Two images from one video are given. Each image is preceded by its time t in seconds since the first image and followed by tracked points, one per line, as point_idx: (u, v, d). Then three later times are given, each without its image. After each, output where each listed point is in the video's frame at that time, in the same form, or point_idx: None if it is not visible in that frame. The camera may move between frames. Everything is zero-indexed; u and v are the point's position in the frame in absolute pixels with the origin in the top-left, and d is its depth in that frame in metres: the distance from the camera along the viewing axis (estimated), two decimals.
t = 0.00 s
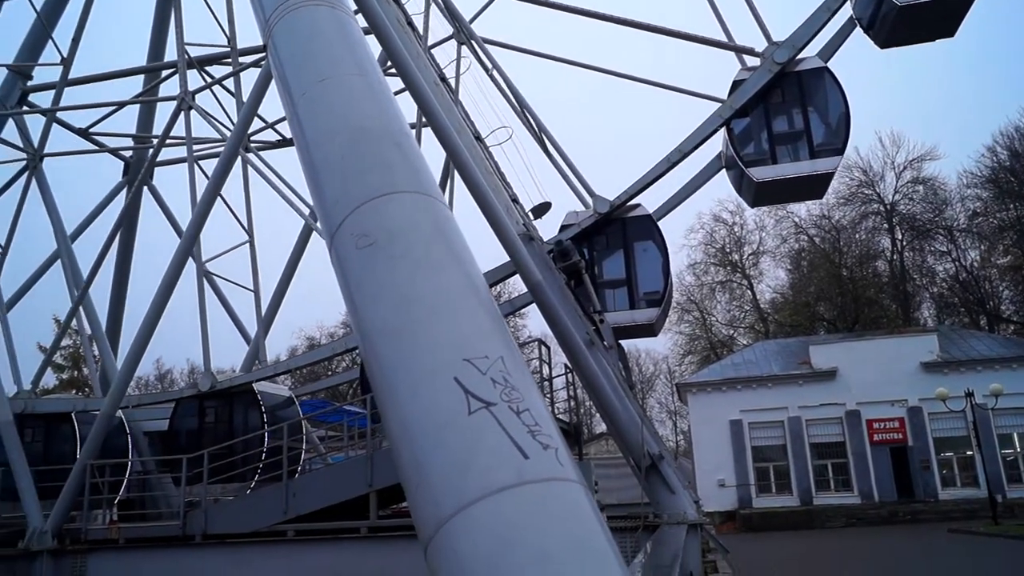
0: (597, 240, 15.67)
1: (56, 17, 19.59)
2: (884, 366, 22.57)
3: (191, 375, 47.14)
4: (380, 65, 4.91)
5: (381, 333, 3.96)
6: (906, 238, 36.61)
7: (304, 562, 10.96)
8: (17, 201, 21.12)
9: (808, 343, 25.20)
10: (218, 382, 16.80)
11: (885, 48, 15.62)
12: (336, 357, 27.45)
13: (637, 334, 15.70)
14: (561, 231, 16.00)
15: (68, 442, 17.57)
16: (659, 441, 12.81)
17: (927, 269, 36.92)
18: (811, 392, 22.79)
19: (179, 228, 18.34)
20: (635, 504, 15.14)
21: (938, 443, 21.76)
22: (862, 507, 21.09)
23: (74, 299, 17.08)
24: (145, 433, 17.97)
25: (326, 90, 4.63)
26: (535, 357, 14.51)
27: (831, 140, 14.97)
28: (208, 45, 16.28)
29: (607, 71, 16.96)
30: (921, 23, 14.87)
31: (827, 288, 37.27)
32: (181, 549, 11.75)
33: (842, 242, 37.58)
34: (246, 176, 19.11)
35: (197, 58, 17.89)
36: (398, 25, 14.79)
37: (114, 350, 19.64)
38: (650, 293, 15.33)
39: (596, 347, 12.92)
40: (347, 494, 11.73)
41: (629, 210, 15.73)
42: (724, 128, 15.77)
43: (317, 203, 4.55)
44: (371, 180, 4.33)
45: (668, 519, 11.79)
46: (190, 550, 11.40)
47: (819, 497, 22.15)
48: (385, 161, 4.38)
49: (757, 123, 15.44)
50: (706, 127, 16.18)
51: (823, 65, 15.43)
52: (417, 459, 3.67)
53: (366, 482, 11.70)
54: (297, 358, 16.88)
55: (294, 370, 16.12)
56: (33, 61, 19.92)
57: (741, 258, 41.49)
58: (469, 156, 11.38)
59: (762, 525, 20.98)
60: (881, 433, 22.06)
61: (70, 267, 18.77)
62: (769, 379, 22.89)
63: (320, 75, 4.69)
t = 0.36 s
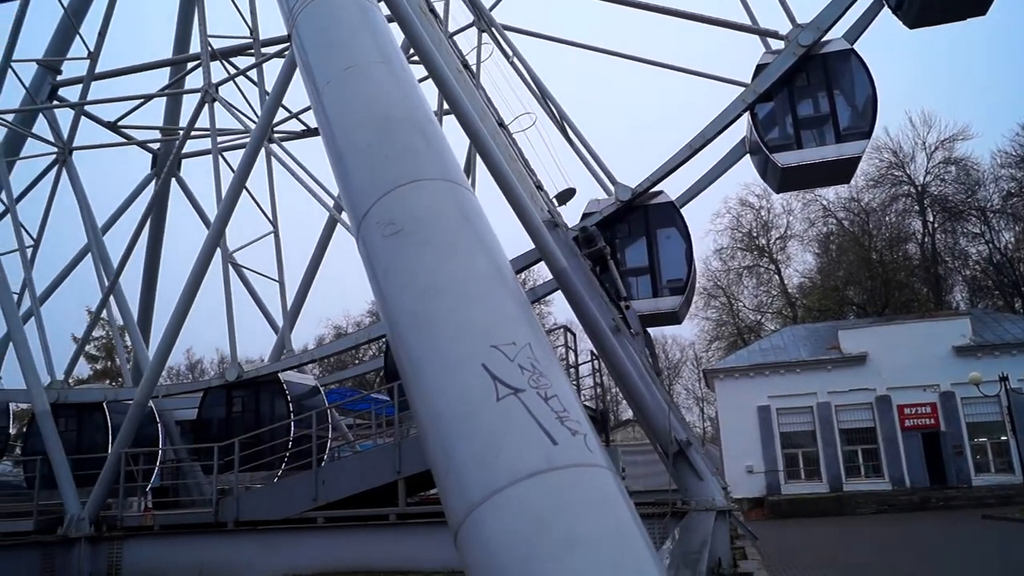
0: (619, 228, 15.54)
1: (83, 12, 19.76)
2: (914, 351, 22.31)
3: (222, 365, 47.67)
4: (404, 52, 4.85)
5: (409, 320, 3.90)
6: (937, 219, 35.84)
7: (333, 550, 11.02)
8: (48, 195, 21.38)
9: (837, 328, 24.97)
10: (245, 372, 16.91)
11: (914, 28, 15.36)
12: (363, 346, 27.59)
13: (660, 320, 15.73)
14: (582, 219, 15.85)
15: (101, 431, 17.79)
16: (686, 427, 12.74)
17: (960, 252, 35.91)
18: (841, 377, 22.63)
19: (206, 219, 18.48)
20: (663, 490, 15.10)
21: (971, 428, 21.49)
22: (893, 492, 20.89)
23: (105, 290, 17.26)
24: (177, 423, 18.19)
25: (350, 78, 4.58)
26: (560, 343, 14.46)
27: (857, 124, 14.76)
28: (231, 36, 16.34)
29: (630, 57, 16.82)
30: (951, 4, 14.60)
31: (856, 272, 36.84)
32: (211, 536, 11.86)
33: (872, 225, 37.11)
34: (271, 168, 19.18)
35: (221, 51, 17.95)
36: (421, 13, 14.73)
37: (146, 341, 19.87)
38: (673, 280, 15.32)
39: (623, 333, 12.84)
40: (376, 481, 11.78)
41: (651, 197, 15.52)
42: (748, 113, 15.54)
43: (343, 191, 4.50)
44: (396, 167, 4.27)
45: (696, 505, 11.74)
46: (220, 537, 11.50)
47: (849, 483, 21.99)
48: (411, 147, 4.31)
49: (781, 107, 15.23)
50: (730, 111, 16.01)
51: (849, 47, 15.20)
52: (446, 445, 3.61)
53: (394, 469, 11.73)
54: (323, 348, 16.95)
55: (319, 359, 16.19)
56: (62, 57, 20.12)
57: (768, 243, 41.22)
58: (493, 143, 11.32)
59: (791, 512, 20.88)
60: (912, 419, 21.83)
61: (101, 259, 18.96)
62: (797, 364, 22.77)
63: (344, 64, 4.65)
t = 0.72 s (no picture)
0: (649, 221, 15.50)
1: (119, 13, 20.00)
2: (955, 342, 21.90)
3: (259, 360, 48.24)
4: (434, 45, 4.79)
5: (443, 313, 3.85)
6: (979, 207, 34.81)
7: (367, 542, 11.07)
8: (87, 193, 21.73)
9: (875, 319, 24.65)
10: (278, 367, 17.03)
11: (952, 14, 15.03)
12: (398, 340, 27.69)
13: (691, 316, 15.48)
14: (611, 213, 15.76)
15: (139, 424, 18.06)
16: (722, 420, 12.62)
17: (1003, 240, 34.40)
18: (879, 369, 22.34)
19: (241, 216, 18.67)
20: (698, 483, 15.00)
21: (1015, 421, 21.05)
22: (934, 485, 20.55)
23: (142, 286, 17.49)
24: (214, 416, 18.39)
25: (382, 72, 4.55)
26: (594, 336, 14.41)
27: (892, 113, 14.53)
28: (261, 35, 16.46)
29: (659, 50, 16.71)
30: None
31: (894, 262, 36.36)
32: (249, 527, 11.98)
33: (911, 214, 36.41)
34: (302, 166, 19.30)
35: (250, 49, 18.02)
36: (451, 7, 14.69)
37: (184, 335, 20.11)
38: (703, 275, 15.07)
39: (656, 325, 12.75)
40: (410, 474, 11.81)
41: (681, 189, 15.46)
42: (779, 104, 15.35)
43: (376, 185, 4.46)
44: (429, 160, 4.22)
45: (732, 498, 11.63)
46: (257, 529, 11.62)
47: (888, 476, 21.68)
48: (440, 141, 4.26)
49: (813, 98, 15.02)
50: (760, 103, 15.82)
51: (884, 35, 14.89)
52: (481, 439, 3.57)
53: (428, 462, 11.76)
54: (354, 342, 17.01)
55: (351, 355, 16.26)
56: (99, 58, 20.41)
57: (803, 233, 40.81)
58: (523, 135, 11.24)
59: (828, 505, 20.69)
60: (954, 411, 21.47)
61: (139, 255, 19.22)
62: (834, 356, 22.58)
63: (376, 58, 4.61)
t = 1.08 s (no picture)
0: (687, 213, 15.31)
1: (164, 14, 20.23)
2: (1007, 332, 21.34)
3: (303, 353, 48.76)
4: (473, 36, 4.68)
5: (485, 305, 3.76)
6: None
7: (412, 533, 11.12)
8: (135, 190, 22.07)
9: (925, 308, 24.16)
10: (319, 361, 17.13)
11: None
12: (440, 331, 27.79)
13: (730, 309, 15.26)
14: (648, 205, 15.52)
15: (186, 417, 18.34)
16: (766, 411, 12.45)
17: None
18: (929, 359, 21.90)
19: (283, 211, 18.82)
20: (744, 474, 14.83)
21: None
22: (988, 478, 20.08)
23: (188, 281, 17.70)
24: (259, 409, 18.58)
25: (421, 64, 4.46)
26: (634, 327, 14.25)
27: (938, 100, 14.16)
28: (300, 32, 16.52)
29: (699, 39, 16.50)
30: None
31: (944, 249, 35.56)
32: (296, 518, 12.10)
33: (962, 201, 34.99)
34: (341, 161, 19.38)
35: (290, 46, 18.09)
36: None
37: (230, 329, 20.35)
38: (742, 267, 14.85)
39: (698, 316, 12.61)
40: (454, 465, 11.80)
41: (719, 179, 15.33)
42: (820, 92, 15.08)
43: (417, 178, 4.38)
44: (469, 151, 4.12)
45: (777, 491, 11.44)
46: (304, 520, 11.73)
47: (939, 469, 21.22)
48: (480, 132, 4.15)
49: (856, 85, 14.72)
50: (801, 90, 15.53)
51: (930, 19, 14.55)
52: (525, 431, 3.49)
53: (471, 453, 11.73)
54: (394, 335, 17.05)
55: (391, 348, 16.29)
56: (145, 58, 20.69)
57: (849, 221, 40.07)
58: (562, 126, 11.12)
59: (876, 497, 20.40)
60: (1008, 403, 20.86)
61: (186, 251, 19.47)
62: (883, 346, 22.23)
63: (415, 51, 4.52)
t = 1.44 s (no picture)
0: (728, 206, 15.08)
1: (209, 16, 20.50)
2: None
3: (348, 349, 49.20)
4: (513, 29, 4.62)
5: (528, 300, 3.71)
6: None
7: (455, 526, 11.13)
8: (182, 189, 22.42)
9: (979, 300, 23.64)
10: (361, 356, 17.24)
11: None
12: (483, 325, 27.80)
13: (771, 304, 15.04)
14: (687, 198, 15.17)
15: (231, 411, 18.59)
16: (813, 405, 12.27)
17: None
18: (983, 352, 21.38)
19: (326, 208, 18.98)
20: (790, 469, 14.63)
21: None
22: None
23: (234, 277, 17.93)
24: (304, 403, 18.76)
25: (462, 59, 4.41)
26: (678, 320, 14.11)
27: (989, 89, 13.72)
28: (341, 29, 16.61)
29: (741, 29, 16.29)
30: None
31: (999, 237, 34.00)
32: (340, 511, 12.19)
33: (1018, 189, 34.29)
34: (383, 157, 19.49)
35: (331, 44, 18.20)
36: None
37: (275, 324, 20.57)
38: (784, 261, 14.62)
39: (742, 309, 12.47)
40: (495, 458, 11.80)
41: (760, 172, 15.09)
42: (866, 80, 14.89)
43: (459, 172, 4.33)
44: (512, 144, 4.06)
45: (824, 486, 11.26)
46: (348, 513, 11.81)
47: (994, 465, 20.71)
48: (522, 126, 4.09)
49: (903, 74, 14.46)
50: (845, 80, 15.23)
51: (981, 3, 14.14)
52: (570, 425, 3.44)
53: (513, 447, 11.72)
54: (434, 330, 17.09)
55: (432, 344, 16.32)
56: (192, 59, 21.00)
57: (898, 210, 39.29)
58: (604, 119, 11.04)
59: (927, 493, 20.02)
60: None
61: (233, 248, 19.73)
62: (935, 338, 21.78)
63: (456, 46, 4.47)
